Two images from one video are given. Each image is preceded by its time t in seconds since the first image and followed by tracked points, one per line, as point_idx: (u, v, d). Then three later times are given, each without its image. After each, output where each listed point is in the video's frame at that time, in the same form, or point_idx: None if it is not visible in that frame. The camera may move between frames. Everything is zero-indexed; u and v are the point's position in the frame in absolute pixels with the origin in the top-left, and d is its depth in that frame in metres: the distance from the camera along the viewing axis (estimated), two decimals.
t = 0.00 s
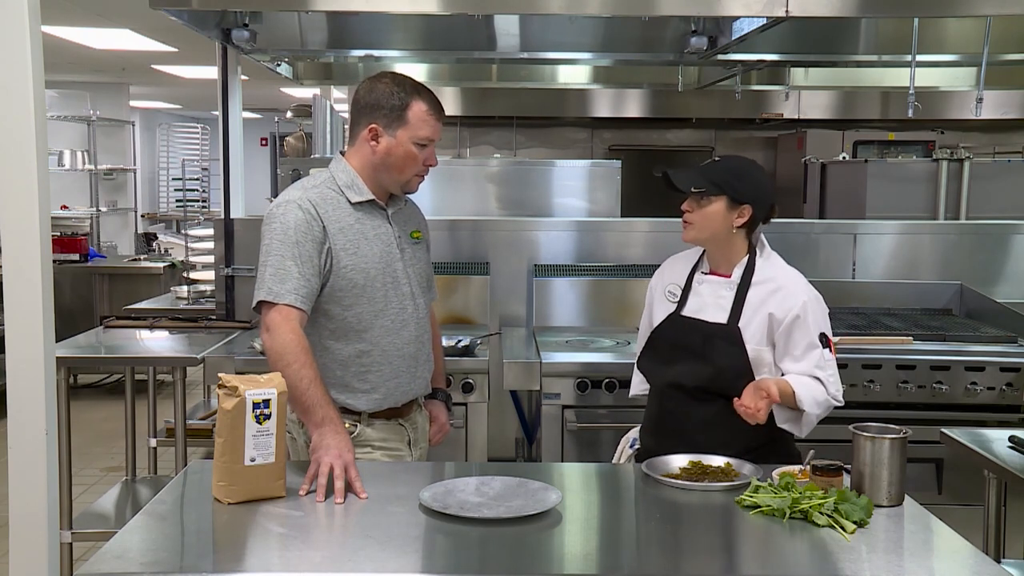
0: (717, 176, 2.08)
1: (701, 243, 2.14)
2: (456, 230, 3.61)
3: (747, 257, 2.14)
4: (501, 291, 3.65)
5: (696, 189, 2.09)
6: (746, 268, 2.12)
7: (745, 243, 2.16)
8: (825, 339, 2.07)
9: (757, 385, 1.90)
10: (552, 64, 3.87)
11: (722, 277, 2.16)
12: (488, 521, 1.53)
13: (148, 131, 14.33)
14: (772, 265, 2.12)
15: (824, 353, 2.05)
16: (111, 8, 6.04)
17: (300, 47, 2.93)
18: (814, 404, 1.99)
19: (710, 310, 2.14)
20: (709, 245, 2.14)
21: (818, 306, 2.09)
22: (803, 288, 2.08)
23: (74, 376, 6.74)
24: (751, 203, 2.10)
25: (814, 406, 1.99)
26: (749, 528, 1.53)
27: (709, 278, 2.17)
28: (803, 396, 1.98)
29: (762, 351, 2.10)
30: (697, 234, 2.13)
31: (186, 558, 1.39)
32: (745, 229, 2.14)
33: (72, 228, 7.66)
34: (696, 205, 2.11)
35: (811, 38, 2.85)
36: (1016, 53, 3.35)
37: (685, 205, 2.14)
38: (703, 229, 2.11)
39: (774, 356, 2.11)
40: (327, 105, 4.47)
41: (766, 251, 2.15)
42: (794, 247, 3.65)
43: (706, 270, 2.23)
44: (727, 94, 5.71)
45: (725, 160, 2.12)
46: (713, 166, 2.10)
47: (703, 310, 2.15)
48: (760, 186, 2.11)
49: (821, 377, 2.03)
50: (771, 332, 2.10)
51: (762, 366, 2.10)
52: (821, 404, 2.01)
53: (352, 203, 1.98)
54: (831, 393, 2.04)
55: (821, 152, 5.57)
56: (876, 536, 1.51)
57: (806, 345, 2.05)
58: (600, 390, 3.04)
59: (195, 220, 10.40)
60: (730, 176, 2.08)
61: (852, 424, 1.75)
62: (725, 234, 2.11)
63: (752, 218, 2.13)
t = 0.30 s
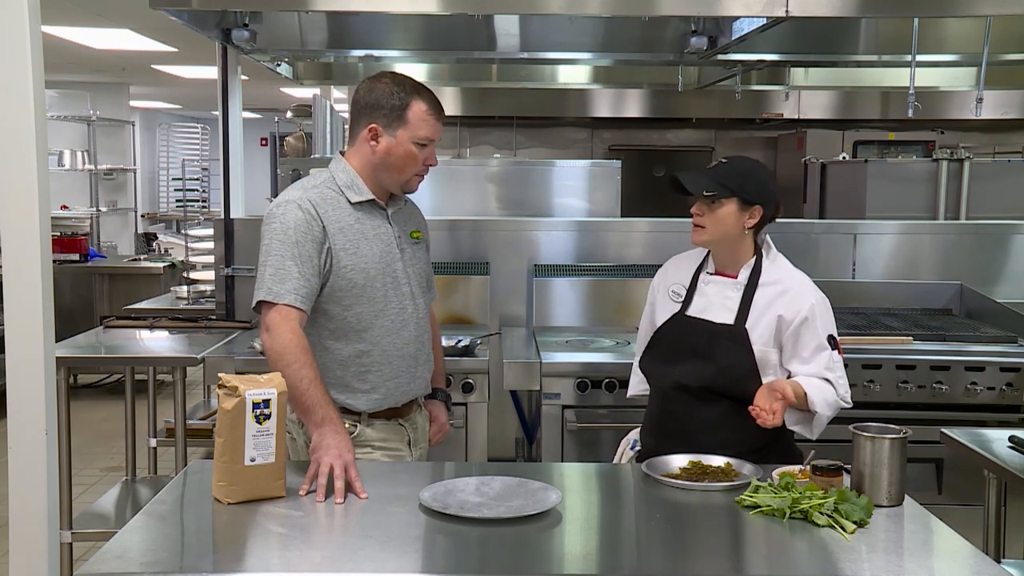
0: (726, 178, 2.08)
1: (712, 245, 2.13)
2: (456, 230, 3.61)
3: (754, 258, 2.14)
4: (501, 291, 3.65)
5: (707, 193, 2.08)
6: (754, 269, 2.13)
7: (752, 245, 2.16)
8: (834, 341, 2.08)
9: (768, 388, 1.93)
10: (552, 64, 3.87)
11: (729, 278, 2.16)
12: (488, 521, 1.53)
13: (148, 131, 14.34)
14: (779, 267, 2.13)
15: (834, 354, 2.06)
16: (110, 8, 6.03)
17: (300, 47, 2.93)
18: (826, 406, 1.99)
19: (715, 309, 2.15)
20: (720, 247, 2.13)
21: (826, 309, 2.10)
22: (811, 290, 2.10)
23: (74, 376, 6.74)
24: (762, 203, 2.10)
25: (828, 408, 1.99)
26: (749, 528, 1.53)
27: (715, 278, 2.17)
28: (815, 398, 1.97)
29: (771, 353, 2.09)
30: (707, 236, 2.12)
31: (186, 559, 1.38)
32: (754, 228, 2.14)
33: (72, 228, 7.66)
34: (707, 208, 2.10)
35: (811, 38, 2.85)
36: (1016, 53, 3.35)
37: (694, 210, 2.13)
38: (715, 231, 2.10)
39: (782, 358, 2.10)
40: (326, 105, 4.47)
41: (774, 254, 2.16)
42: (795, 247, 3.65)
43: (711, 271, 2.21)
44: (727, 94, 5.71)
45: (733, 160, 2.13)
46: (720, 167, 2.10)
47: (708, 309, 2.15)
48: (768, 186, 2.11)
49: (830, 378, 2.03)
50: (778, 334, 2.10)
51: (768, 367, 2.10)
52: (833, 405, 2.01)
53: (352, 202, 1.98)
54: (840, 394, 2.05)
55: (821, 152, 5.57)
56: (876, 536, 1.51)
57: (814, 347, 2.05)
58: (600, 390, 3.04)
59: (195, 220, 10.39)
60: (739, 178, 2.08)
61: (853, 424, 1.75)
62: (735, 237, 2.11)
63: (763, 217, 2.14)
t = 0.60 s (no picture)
0: (730, 178, 2.07)
1: (716, 246, 2.12)
2: (457, 230, 3.61)
3: (755, 257, 2.14)
4: (501, 291, 3.65)
5: (713, 194, 2.07)
6: (754, 269, 2.12)
7: (752, 244, 2.16)
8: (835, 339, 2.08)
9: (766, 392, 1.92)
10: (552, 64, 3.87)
11: (729, 278, 2.16)
12: (488, 521, 1.53)
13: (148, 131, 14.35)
14: (779, 267, 2.13)
15: (835, 352, 2.06)
16: (110, 8, 6.03)
17: (300, 47, 2.93)
18: (827, 405, 1.99)
19: (716, 310, 2.15)
20: (724, 248, 2.12)
21: (827, 307, 2.10)
22: (812, 288, 2.09)
23: (74, 376, 6.74)
24: (764, 202, 2.11)
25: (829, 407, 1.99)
26: (750, 528, 1.53)
27: (715, 278, 2.17)
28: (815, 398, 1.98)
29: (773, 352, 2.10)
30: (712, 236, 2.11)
31: (186, 558, 1.39)
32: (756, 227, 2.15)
33: (72, 228, 7.66)
34: (711, 208, 2.09)
35: (811, 38, 2.85)
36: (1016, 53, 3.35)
37: (697, 210, 2.12)
38: (721, 231, 2.09)
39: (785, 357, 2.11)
40: (326, 105, 4.47)
41: (774, 253, 2.16)
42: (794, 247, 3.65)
43: (711, 272, 2.21)
44: (727, 94, 5.71)
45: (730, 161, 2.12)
46: (722, 168, 2.09)
47: (710, 311, 2.16)
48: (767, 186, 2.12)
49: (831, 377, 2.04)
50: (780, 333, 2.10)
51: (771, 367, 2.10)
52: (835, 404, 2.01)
53: (351, 203, 1.98)
54: (842, 392, 2.05)
55: (821, 152, 5.57)
56: (876, 536, 1.51)
57: (815, 346, 2.06)
58: (601, 390, 3.04)
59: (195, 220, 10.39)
60: (739, 178, 2.07)
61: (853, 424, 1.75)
62: (738, 235, 2.11)
63: (763, 216, 2.14)
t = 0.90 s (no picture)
0: (724, 176, 2.07)
1: (716, 243, 2.13)
2: (457, 230, 3.61)
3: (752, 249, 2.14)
4: (501, 291, 3.65)
5: (708, 192, 2.07)
6: (745, 261, 2.12)
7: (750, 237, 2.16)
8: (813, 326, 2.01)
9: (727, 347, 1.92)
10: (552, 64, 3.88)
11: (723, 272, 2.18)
12: (489, 521, 1.53)
13: (148, 131, 14.36)
14: (771, 256, 2.11)
15: (807, 338, 1.99)
16: (110, 8, 6.03)
17: (300, 47, 2.93)
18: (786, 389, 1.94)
19: (710, 304, 2.18)
20: (724, 245, 2.13)
21: (814, 297, 2.03)
22: (798, 277, 2.05)
23: (74, 376, 6.74)
24: (758, 195, 2.11)
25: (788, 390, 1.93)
26: (750, 528, 1.53)
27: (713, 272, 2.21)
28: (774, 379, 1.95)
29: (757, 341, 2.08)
30: (712, 234, 2.12)
31: (186, 558, 1.39)
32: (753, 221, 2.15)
33: (71, 228, 7.66)
34: (708, 206, 2.10)
35: (811, 38, 2.85)
36: (1016, 53, 3.35)
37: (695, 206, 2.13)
38: (721, 228, 2.10)
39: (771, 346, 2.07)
40: (326, 105, 4.47)
41: (770, 245, 2.14)
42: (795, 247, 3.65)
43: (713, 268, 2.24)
44: (727, 94, 5.71)
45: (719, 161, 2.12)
46: (715, 167, 2.09)
47: (705, 305, 2.19)
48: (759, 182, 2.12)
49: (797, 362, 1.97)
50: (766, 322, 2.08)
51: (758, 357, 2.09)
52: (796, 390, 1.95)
53: (352, 203, 1.98)
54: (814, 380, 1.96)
55: (821, 152, 5.57)
56: (876, 536, 1.51)
57: (787, 332, 2.01)
58: (600, 390, 3.04)
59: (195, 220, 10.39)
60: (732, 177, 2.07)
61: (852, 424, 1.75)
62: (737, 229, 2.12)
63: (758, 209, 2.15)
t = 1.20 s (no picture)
0: (717, 177, 2.08)
1: (715, 242, 2.15)
2: (457, 230, 3.61)
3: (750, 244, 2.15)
4: (501, 291, 3.65)
5: (702, 195, 2.09)
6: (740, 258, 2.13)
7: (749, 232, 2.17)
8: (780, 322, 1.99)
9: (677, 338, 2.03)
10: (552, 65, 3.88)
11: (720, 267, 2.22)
12: (489, 521, 1.53)
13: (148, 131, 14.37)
14: (764, 251, 2.09)
15: (769, 334, 1.98)
16: (110, 8, 6.03)
17: (300, 47, 2.93)
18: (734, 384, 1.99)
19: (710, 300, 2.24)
20: (722, 245, 2.16)
21: (792, 293, 2.00)
22: (781, 270, 2.02)
23: (74, 376, 6.74)
24: (753, 193, 2.12)
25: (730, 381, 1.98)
26: (750, 528, 1.53)
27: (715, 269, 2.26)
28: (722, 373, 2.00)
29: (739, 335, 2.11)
30: (709, 234, 2.15)
31: (186, 559, 1.39)
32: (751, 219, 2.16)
33: (71, 228, 7.66)
34: (703, 207, 2.12)
35: (811, 38, 2.85)
36: (1016, 53, 3.35)
37: (691, 207, 2.15)
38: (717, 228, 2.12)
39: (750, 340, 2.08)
40: (326, 105, 4.47)
41: (769, 240, 2.12)
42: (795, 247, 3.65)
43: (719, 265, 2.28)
44: (727, 94, 5.71)
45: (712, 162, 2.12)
46: (710, 167, 2.10)
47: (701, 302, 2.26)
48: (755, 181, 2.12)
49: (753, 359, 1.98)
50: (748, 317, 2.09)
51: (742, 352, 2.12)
52: (739, 381, 1.99)
53: (352, 203, 1.98)
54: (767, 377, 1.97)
55: (821, 152, 5.57)
56: (876, 536, 1.51)
57: (755, 327, 2.02)
58: (600, 390, 3.04)
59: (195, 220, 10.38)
60: (725, 178, 2.08)
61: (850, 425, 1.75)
62: (734, 227, 2.13)
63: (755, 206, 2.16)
